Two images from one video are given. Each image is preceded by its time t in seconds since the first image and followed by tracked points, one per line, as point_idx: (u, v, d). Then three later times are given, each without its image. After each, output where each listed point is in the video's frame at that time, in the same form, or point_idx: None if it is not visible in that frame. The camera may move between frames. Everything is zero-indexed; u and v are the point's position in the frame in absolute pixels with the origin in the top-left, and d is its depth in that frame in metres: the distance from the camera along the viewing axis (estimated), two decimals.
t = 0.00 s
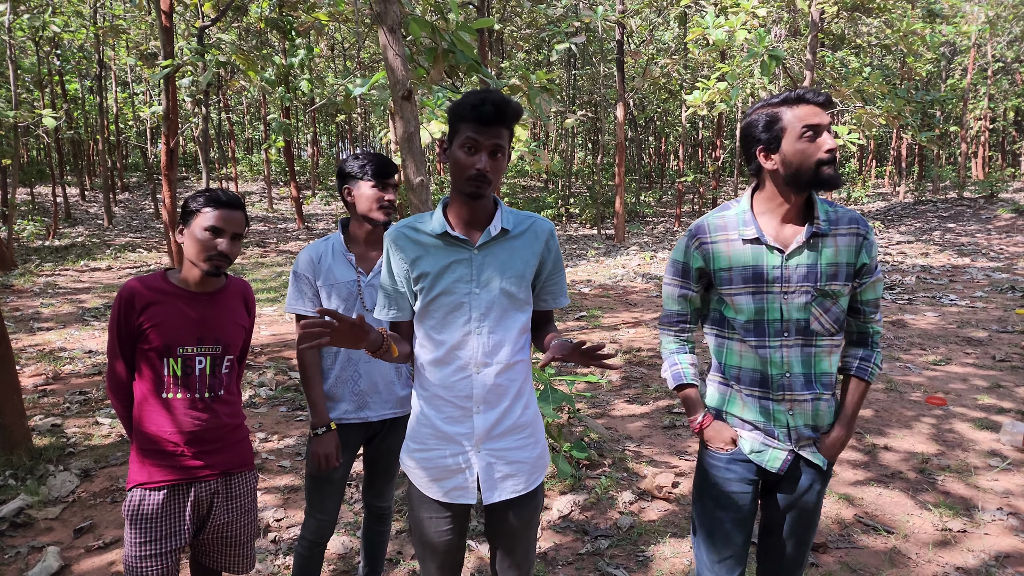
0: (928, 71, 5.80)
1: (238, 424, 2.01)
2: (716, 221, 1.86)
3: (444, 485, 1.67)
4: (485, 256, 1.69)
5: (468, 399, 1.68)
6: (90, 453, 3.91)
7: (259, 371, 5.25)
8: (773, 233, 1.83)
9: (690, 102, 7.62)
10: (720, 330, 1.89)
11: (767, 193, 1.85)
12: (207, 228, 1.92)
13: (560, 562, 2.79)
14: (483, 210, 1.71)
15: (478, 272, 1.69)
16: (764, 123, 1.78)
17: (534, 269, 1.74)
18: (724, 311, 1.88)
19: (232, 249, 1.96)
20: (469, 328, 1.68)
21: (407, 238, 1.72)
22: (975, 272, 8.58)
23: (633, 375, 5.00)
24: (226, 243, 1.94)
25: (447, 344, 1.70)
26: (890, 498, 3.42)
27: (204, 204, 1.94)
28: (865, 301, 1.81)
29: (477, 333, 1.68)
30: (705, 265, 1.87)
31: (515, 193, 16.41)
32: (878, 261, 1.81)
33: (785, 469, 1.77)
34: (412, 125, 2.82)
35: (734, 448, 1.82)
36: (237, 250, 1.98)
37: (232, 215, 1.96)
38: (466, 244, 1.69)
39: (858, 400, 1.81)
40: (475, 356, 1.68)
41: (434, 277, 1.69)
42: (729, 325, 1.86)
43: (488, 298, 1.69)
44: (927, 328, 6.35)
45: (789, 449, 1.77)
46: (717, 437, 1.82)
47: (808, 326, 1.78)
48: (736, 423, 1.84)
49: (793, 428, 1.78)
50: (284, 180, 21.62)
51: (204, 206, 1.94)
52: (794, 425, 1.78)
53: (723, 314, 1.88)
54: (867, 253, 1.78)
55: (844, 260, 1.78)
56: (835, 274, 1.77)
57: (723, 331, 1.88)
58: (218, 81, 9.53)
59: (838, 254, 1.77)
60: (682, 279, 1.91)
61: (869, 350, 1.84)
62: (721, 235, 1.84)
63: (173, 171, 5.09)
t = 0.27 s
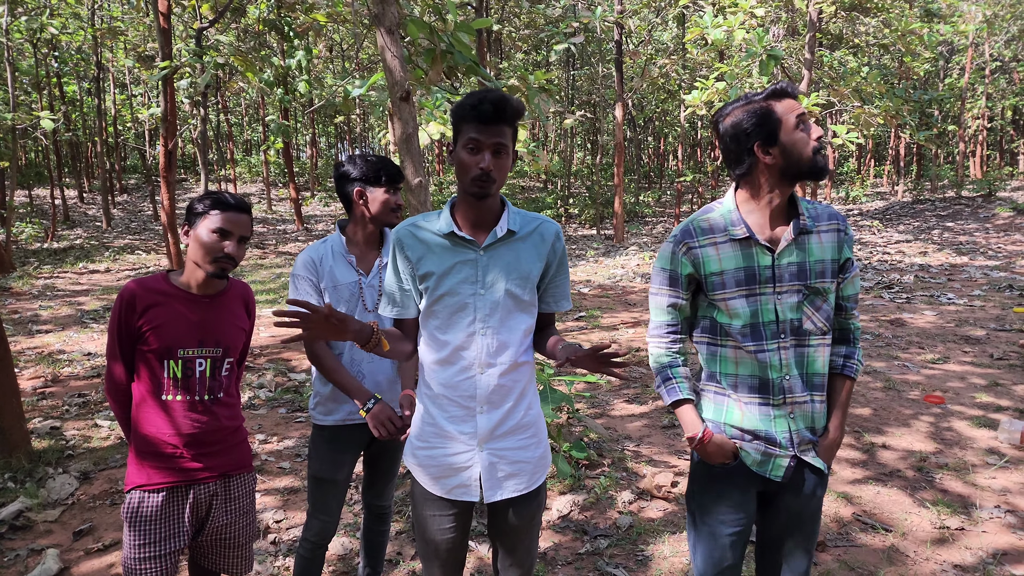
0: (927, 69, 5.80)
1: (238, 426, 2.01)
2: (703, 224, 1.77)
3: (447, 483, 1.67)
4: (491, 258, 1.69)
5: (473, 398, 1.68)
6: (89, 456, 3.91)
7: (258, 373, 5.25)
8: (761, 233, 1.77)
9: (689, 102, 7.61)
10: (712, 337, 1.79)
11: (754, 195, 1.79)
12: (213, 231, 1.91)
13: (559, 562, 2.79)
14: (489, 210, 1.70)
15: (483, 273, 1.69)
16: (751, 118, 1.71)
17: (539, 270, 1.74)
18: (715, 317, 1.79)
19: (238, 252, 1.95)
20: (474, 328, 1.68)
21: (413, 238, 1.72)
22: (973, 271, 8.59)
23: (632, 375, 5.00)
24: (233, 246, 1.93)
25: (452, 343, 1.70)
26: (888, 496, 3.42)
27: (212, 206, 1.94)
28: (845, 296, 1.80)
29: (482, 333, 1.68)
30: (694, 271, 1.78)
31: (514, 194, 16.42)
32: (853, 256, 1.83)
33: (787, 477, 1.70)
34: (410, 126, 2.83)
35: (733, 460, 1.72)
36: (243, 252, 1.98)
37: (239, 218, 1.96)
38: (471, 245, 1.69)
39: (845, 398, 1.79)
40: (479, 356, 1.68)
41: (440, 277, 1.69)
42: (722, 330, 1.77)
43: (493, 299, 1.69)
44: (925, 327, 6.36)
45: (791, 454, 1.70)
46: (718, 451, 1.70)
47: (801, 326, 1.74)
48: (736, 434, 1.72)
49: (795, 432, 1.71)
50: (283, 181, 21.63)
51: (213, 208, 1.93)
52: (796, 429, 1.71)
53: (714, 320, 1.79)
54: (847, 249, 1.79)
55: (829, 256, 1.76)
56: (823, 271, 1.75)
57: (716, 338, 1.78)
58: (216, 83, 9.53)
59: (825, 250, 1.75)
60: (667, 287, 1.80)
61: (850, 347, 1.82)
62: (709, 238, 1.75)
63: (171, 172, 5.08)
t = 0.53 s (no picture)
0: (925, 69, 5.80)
1: (234, 428, 2.01)
2: (693, 234, 1.69)
3: (446, 483, 1.67)
4: (493, 260, 1.68)
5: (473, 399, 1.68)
6: (86, 458, 3.89)
7: (256, 374, 5.24)
8: (751, 239, 1.71)
9: (688, 102, 7.62)
10: (705, 349, 1.73)
11: (742, 202, 1.71)
12: (212, 233, 1.91)
13: (557, 562, 2.79)
14: (494, 212, 1.68)
15: (485, 274, 1.67)
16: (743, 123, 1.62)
17: (542, 272, 1.72)
18: (707, 328, 1.72)
19: (237, 253, 1.95)
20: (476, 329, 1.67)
21: (417, 238, 1.71)
22: (970, 270, 8.61)
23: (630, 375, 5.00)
24: (231, 247, 1.93)
25: (454, 344, 1.69)
26: (885, 495, 3.42)
27: (211, 206, 1.94)
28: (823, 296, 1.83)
29: (483, 334, 1.67)
30: (688, 283, 1.69)
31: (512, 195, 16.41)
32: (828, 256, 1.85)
33: (781, 483, 1.68)
34: (408, 127, 2.83)
35: (728, 468, 1.69)
36: (241, 254, 1.98)
37: (238, 220, 1.96)
38: (474, 246, 1.67)
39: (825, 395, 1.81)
40: (479, 357, 1.67)
41: (442, 278, 1.68)
42: (718, 343, 1.70)
43: (494, 301, 1.67)
44: (922, 326, 6.38)
45: (786, 460, 1.66)
46: (714, 460, 1.67)
47: (792, 330, 1.73)
48: (731, 442, 1.70)
49: (790, 438, 1.67)
50: (281, 182, 21.61)
51: (211, 209, 1.93)
52: (791, 435, 1.68)
53: (708, 332, 1.72)
54: (825, 249, 1.80)
55: (811, 258, 1.76)
56: (807, 274, 1.75)
57: (708, 348, 1.72)
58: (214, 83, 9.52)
59: (808, 253, 1.75)
60: (657, 300, 1.70)
61: (824, 343, 1.86)
62: (702, 248, 1.66)
63: (168, 174, 5.07)
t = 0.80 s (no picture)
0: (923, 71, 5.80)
1: (227, 428, 2.00)
2: (691, 235, 1.67)
3: (441, 483, 1.67)
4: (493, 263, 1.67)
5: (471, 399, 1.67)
6: (81, 458, 3.88)
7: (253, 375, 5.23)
8: (750, 240, 1.70)
9: (685, 104, 7.62)
10: (701, 353, 1.71)
11: (745, 201, 1.70)
12: (201, 232, 1.91)
13: (553, 563, 2.78)
14: (494, 213, 1.68)
15: (484, 275, 1.67)
16: (753, 124, 1.59)
17: (542, 275, 1.71)
18: (704, 331, 1.70)
19: (227, 252, 1.95)
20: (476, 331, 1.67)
21: (417, 238, 1.71)
22: (966, 272, 8.64)
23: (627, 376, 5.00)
24: (221, 246, 1.93)
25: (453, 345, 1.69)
26: (880, 496, 3.42)
27: (200, 206, 1.93)
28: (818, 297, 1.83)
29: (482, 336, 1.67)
30: (686, 285, 1.66)
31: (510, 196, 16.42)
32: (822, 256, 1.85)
33: (782, 487, 1.67)
34: (405, 127, 2.83)
35: (727, 474, 1.68)
36: (232, 253, 1.98)
37: (227, 219, 1.96)
38: (474, 247, 1.67)
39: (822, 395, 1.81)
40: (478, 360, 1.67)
41: (441, 279, 1.67)
42: (715, 347, 1.68)
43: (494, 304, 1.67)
44: (918, 327, 6.39)
45: (785, 464, 1.66)
46: (714, 467, 1.66)
47: (789, 332, 1.72)
48: (729, 448, 1.68)
49: (789, 442, 1.66)
50: (279, 182, 21.59)
51: (200, 208, 1.93)
52: (791, 438, 1.67)
53: (705, 335, 1.70)
54: (821, 249, 1.80)
55: (807, 259, 1.76)
56: (804, 275, 1.75)
57: (705, 352, 1.70)
58: (211, 83, 9.49)
59: (804, 254, 1.75)
60: (656, 304, 1.67)
61: (822, 343, 1.85)
62: (701, 251, 1.64)
63: (165, 174, 5.06)
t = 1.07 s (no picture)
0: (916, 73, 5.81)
1: (215, 429, 1.98)
2: (691, 229, 1.69)
3: (438, 485, 1.66)
4: (487, 262, 1.66)
5: (467, 401, 1.66)
6: (71, 461, 3.85)
7: (246, 376, 5.20)
8: (752, 237, 1.70)
9: (680, 104, 7.63)
10: (701, 350, 1.72)
11: (748, 196, 1.69)
12: (185, 231, 1.89)
13: (547, 563, 2.77)
14: (486, 212, 1.67)
15: (478, 275, 1.66)
16: (763, 120, 1.59)
17: (535, 274, 1.70)
18: (705, 328, 1.71)
19: (210, 252, 1.93)
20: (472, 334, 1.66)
21: (409, 239, 1.68)
22: (958, 272, 8.69)
23: (622, 376, 5.00)
24: (203, 247, 1.91)
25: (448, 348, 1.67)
26: (872, 494, 3.43)
27: (183, 206, 1.92)
28: (828, 300, 1.80)
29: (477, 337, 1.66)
30: (685, 279, 1.69)
31: (505, 196, 16.42)
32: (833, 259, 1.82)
33: (788, 491, 1.66)
34: (398, 127, 2.81)
35: (730, 478, 1.67)
36: (216, 252, 1.96)
37: (210, 218, 1.94)
38: (467, 247, 1.66)
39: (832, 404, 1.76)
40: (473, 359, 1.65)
41: (434, 280, 1.66)
42: (714, 343, 1.69)
43: (490, 305, 1.66)
44: (910, 327, 6.41)
45: (790, 467, 1.65)
46: (714, 470, 1.66)
47: (791, 332, 1.69)
48: (732, 452, 1.68)
49: (792, 443, 1.66)
50: (273, 183, 21.53)
51: (182, 209, 1.91)
52: (794, 439, 1.66)
53: (704, 331, 1.71)
54: (828, 251, 1.78)
55: (813, 260, 1.74)
56: (809, 275, 1.73)
57: (706, 349, 1.71)
58: (204, 83, 9.44)
59: (810, 255, 1.73)
60: (656, 297, 1.70)
61: (834, 350, 1.81)
62: (698, 243, 1.67)
63: (157, 174, 5.02)
